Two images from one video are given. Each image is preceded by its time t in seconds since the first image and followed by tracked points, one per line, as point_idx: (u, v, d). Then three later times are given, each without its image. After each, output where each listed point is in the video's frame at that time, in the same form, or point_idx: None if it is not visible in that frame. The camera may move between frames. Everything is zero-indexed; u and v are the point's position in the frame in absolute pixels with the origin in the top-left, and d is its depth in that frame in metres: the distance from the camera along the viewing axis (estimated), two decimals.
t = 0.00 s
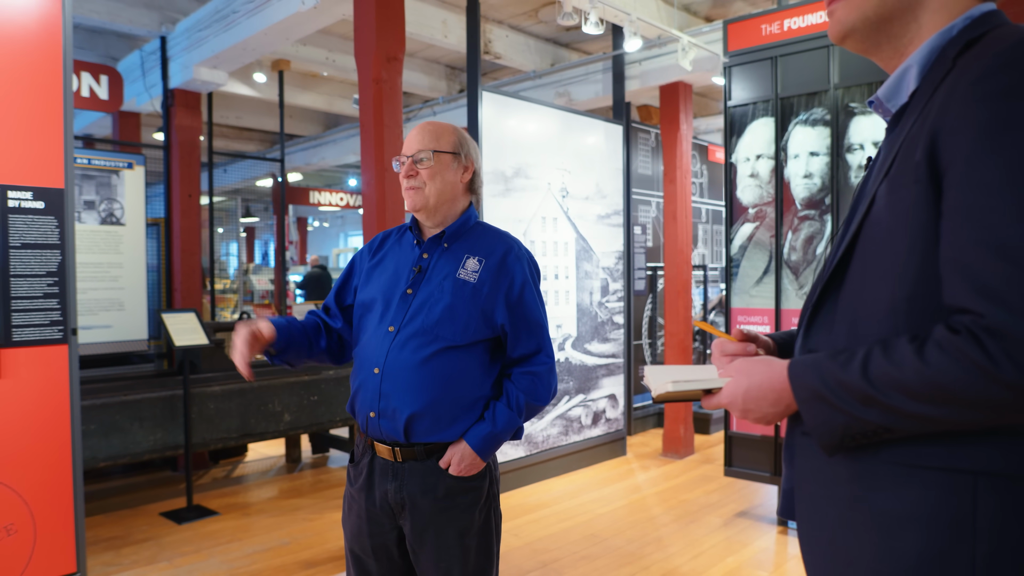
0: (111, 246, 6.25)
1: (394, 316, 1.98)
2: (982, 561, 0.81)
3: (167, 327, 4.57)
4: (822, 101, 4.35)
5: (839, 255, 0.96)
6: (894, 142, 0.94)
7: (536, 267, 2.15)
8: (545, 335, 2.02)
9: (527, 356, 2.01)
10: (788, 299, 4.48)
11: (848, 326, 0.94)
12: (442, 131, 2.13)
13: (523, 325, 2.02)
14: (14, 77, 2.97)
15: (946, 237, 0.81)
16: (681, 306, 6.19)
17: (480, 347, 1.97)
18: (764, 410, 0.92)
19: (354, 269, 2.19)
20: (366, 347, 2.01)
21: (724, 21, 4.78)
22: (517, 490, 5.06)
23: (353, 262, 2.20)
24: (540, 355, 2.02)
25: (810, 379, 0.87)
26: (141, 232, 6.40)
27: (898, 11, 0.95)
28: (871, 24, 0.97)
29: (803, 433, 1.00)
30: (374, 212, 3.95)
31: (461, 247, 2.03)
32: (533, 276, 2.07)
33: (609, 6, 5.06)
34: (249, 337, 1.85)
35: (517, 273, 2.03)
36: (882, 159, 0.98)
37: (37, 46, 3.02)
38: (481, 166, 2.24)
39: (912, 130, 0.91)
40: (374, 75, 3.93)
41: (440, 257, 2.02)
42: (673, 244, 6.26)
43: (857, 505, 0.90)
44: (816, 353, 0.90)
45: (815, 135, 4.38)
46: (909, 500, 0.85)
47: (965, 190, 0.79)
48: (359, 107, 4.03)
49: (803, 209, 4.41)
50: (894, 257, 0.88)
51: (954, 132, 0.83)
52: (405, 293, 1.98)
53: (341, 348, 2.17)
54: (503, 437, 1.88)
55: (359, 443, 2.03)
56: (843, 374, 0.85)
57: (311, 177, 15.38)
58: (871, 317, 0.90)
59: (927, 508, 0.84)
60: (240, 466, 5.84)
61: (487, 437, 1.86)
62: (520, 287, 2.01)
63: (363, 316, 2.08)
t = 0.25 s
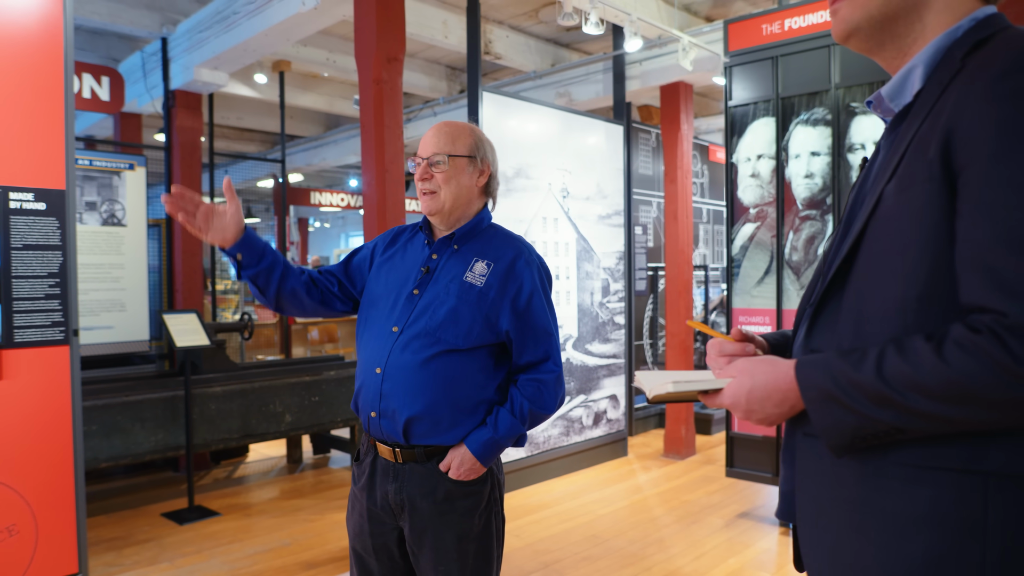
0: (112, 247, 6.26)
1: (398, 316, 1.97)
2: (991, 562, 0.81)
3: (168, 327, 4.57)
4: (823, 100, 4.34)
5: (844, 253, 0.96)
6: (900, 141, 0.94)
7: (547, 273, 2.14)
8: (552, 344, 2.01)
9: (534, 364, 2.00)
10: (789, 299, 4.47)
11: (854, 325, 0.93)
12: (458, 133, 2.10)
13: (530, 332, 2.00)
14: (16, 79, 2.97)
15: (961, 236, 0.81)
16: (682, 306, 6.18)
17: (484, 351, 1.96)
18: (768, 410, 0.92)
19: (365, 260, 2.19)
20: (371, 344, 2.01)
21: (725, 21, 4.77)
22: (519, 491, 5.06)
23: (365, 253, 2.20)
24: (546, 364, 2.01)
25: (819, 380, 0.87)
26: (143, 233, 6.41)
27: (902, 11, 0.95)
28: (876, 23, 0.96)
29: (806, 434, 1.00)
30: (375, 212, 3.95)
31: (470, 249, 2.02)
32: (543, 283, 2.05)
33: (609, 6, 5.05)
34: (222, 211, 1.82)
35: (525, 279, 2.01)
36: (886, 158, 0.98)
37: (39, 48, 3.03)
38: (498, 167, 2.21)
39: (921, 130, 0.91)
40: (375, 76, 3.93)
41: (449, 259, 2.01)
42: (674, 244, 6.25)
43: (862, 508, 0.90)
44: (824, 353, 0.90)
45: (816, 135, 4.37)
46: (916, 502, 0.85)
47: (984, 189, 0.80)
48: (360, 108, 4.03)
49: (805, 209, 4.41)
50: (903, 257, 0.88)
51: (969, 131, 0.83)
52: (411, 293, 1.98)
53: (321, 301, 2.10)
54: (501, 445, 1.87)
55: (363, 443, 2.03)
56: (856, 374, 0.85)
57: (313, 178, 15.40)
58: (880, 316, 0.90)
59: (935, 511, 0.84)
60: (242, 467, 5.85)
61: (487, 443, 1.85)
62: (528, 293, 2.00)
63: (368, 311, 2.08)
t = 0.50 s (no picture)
0: (121, 250, 6.30)
1: (415, 318, 1.97)
2: (1005, 565, 0.81)
3: (176, 329, 4.60)
4: (831, 101, 4.31)
5: (854, 253, 0.95)
6: (911, 141, 0.94)
7: (562, 278, 2.15)
8: (568, 350, 2.02)
9: (549, 368, 2.01)
10: (797, 300, 4.45)
11: (864, 326, 0.92)
12: (483, 136, 2.12)
13: (546, 337, 2.01)
14: (26, 82, 2.99)
15: (976, 236, 0.81)
16: (690, 308, 6.16)
17: (500, 355, 1.97)
18: (778, 413, 0.92)
19: (382, 259, 2.19)
20: (386, 345, 2.01)
21: (732, 21, 4.76)
22: (526, 492, 5.05)
23: (382, 251, 2.19)
24: (562, 368, 2.02)
25: (832, 381, 0.86)
26: (151, 235, 6.45)
27: (912, 11, 0.94)
28: (885, 23, 0.96)
29: (815, 437, 0.99)
30: (382, 214, 3.96)
31: (488, 253, 2.02)
32: (560, 288, 2.06)
33: (615, 7, 5.05)
34: (212, 212, 1.81)
35: (543, 285, 2.02)
36: (896, 158, 0.98)
37: (49, 52, 3.05)
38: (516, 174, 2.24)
39: (934, 129, 0.90)
40: (381, 78, 3.94)
41: (467, 261, 2.01)
42: (681, 245, 6.23)
43: (874, 511, 0.90)
44: (835, 355, 0.90)
45: (824, 135, 4.34)
46: (929, 505, 0.85)
47: (1000, 190, 0.79)
48: (367, 110, 4.04)
49: (813, 210, 4.39)
50: (915, 258, 0.87)
51: (985, 131, 0.82)
52: (428, 295, 1.97)
53: (336, 293, 2.09)
54: (517, 449, 1.88)
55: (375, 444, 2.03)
56: (869, 376, 0.84)
57: (321, 180, 15.46)
58: (892, 317, 0.89)
59: (948, 513, 0.83)
60: (250, 467, 5.87)
61: (503, 447, 1.85)
62: (546, 298, 2.01)
63: (383, 311, 2.08)
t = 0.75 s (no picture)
0: (130, 250, 6.32)
1: (430, 319, 1.97)
2: (1009, 565, 0.81)
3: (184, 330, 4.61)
4: (839, 101, 4.30)
5: (859, 253, 0.95)
6: (916, 141, 0.94)
7: (577, 277, 2.13)
8: (583, 350, 2.00)
9: (564, 369, 2.00)
10: (805, 301, 4.43)
11: (869, 326, 0.93)
12: (500, 136, 2.12)
13: (561, 338, 2.00)
14: (35, 84, 3.00)
15: (980, 236, 0.81)
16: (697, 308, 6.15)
17: (515, 356, 1.96)
18: (782, 412, 0.91)
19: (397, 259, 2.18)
20: (401, 346, 2.01)
21: (740, 21, 4.75)
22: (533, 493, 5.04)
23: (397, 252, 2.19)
24: (577, 369, 2.00)
25: (835, 381, 0.86)
26: (159, 236, 6.46)
27: (918, 10, 0.94)
28: (892, 22, 0.95)
29: (819, 436, 0.99)
30: (388, 214, 3.96)
31: (503, 253, 2.02)
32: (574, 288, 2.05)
33: (623, 7, 5.04)
34: (227, 294, 1.77)
35: (558, 285, 2.01)
36: (902, 157, 0.98)
37: (58, 53, 3.07)
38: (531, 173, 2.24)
39: (939, 129, 0.90)
40: (389, 79, 3.94)
41: (482, 262, 2.00)
42: (689, 246, 6.22)
43: (877, 511, 0.90)
44: (839, 355, 0.90)
45: (833, 135, 4.33)
46: (932, 505, 0.85)
47: (1003, 190, 0.79)
48: (374, 110, 4.04)
49: (821, 210, 4.38)
50: (920, 258, 0.87)
51: (989, 131, 0.82)
52: (442, 296, 1.97)
53: (363, 323, 2.11)
54: (532, 452, 1.87)
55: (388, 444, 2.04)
56: (871, 376, 0.84)
57: (328, 181, 15.50)
58: (896, 318, 0.89)
59: (951, 513, 0.83)
60: (258, 468, 5.88)
61: (517, 448, 1.85)
62: (560, 298, 2.00)
63: (399, 312, 2.08)
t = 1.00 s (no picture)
0: (132, 250, 6.33)
1: (431, 320, 1.98)
2: (1002, 565, 0.82)
3: (187, 330, 4.61)
4: (842, 101, 4.31)
5: (857, 253, 0.96)
6: (913, 141, 0.95)
7: (581, 277, 2.10)
8: (585, 348, 1.97)
9: (566, 368, 1.97)
10: (807, 301, 4.43)
11: (865, 326, 0.94)
12: (484, 134, 2.10)
13: (562, 337, 1.97)
14: (37, 83, 3.01)
15: (974, 238, 0.82)
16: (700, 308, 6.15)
17: (516, 357, 1.94)
18: (779, 412, 0.93)
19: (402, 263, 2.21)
20: (404, 347, 2.03)
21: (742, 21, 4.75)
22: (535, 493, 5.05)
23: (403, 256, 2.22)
24: (580, 368, 1.98)
25: (830, 381, 0.88)
26: (162, 236, 6.47)
27: (916, 11, 0.94)
28: (892, 23, 0.96)
29: (817, 436, 1.01)
30: (390, 215, 3.97)
31: (503, 252, 2.01)
32: (576, 286, 2.02)
33: (626, 7, 5.04)
34: (254, 345, 1.86)
35: (558, 283, 1.98)
36: (899, 157, 0.98)
37: (60, 54, 3.07)
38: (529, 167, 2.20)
39: (935, 129, 0.91)
40: (390, 79, 3.94)
41: (482, 262, 2.00)
42: (692, 245, 6.22)
43: (873, 509, 0.92)
44: (835, 355, 0.91)
45: (835, 136, 4.34)
46: (926, 505, 0.86)
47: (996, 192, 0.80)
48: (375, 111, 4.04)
49: (823, 210, 4.38)
50: (916, 258, 0.88)
51: (982, 132, 0.83)
52: (443, 296, 1.98)
53: (383, 340, 2.19)
54: (531, 452, 1.85)
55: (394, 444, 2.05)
56: (865, 376, 0.86)
57: (331, 181, 15.50)
58: (892, 318, 0.90)
59: (945, 513, 0.85)
60: (260, 468, 5.89)
61: (518, 449, 1.83)
62: (561, 297, 1.97)
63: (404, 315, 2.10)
